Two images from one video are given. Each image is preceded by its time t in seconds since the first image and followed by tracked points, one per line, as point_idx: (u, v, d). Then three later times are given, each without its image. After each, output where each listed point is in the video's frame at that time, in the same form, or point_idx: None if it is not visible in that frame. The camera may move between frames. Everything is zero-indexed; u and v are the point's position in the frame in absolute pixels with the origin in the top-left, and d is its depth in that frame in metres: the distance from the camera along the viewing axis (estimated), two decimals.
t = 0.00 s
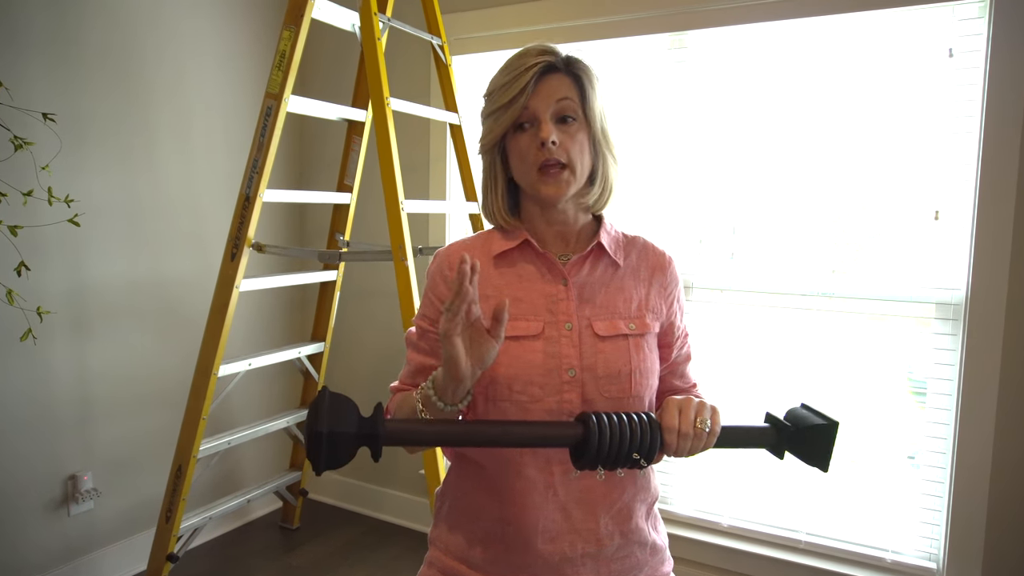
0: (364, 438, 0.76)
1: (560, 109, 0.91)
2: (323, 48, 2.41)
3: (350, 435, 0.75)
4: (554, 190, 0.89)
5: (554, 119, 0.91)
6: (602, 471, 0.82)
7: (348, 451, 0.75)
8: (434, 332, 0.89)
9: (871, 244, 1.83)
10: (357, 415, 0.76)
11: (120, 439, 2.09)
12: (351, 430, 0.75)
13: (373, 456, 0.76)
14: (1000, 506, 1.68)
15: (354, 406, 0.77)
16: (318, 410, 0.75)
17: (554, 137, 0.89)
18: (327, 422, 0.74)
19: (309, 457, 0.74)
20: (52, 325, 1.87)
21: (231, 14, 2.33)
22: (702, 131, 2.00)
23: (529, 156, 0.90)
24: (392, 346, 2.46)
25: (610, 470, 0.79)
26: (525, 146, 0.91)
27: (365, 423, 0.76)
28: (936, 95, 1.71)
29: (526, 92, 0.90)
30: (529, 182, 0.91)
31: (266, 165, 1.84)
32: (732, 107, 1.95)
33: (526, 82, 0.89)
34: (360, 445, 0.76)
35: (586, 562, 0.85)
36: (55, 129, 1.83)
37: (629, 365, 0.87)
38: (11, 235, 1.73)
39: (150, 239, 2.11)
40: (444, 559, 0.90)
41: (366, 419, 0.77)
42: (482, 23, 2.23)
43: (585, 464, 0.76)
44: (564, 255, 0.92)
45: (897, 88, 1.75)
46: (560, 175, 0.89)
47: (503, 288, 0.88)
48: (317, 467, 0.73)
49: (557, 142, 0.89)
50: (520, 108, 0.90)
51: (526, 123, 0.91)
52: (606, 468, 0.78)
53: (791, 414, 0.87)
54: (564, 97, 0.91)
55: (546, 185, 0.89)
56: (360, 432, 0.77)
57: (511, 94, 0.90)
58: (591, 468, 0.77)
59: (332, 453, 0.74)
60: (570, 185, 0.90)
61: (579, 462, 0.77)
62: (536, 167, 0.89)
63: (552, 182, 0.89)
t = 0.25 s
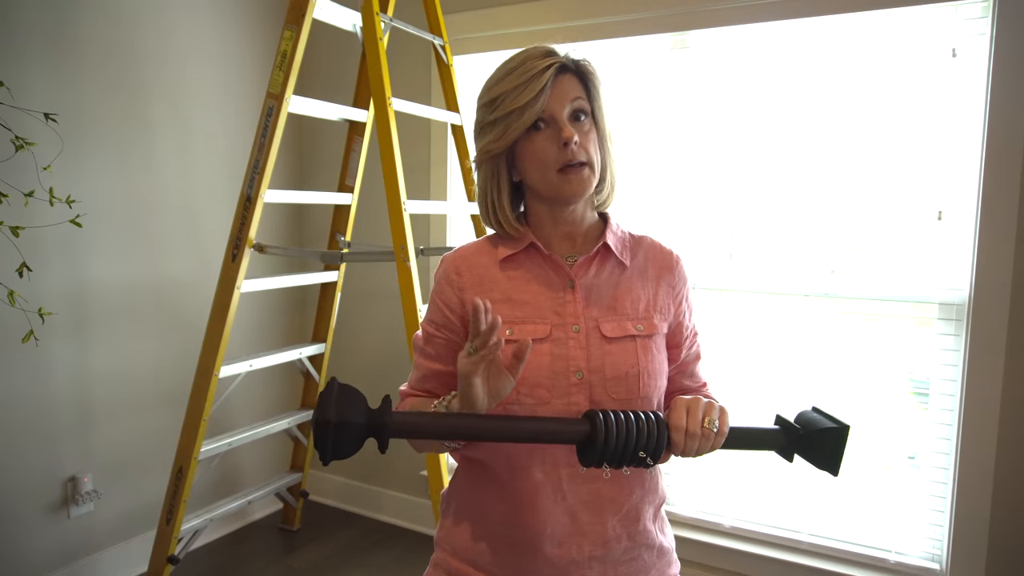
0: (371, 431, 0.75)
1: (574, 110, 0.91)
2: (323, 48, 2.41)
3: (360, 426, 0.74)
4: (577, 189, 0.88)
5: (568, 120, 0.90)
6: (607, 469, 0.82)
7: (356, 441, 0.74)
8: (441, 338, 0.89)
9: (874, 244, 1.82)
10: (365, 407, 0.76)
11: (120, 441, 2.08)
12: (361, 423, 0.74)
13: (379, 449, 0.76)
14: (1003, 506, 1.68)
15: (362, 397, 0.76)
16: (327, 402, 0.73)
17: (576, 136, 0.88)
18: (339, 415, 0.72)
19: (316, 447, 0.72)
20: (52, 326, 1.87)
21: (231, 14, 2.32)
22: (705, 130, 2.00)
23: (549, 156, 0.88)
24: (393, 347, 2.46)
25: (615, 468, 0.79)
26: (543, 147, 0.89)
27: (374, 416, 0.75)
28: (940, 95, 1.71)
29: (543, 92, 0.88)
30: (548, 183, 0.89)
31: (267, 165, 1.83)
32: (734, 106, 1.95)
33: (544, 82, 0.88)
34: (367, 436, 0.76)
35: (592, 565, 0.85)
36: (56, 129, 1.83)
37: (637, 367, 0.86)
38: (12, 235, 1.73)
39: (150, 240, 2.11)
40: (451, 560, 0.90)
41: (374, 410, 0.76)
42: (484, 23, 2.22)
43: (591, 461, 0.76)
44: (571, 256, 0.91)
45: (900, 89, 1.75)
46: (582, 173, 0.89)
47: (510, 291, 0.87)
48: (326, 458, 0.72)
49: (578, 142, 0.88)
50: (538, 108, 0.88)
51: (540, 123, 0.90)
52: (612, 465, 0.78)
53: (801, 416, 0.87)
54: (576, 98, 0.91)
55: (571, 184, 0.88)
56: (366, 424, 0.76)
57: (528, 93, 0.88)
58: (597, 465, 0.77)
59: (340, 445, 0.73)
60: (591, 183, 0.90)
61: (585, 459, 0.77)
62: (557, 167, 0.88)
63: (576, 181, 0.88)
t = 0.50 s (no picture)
0: (376, 424, 0.74)
1: (579, 109, 0.91)
2: (325, 48, 2.40)
3: (362, 420, 0.73)
4: (579, 189, 0.89)
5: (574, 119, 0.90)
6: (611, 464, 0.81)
7: (360, 435, 0.74)
8: (448, 342, 0.89)
9: (876, 244, 1.82)
10: (369, 401, 0.75)
11: (121, 442, 2.08)
12: (363, 416, 0.73)
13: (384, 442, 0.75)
14: (1005, 506, 1.68)
15: (366, 391, 0.75)
16: (331, 395, 0.73)
17: (580, 137, 0.88)
18: (340, 407, 0.72)
19: (320, 442, 0.72)
20: (54, 327, 1.86)
21: (233, 14, 2.32)
22: (706, 130, 2.00)
23: (553, 155, 0.88)
24: (394, 347, 2.45)
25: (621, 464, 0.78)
26: (548, 146, 0.89)
27: (378, 409, 0.74)
28: (943, 95, 1.71)
29: (549, 91, 0.88)
30: (551, 183, 0.89)
31: (269, 165, 1.83)
32: (736, 106, 1.95)
33: (551, 80, 0.88)
34: (372, 431, 0.75)
35: (602, 565, 0.84)
36: (59, 128, 1.83)
37: (645, 366, 0.86)
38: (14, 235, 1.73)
39: (151, 239, 2.10)
40: (459, 560, 0.90)
41: (378, 404, 0.75)
42: (485, 23, 2.22)
43: (595, 456, 0.75)
44: (576, 256, 0.91)
45: (903, 90, 1.75)
46: (585, 174, 0.89)
47: (515, 292, 0.87)
48: (329, 452, 0.72)
49: (582, 142, 0.88)
50: (543, 107, 0.88)
51: (545, 122, 0.90)
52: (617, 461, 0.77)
53: (807, 413, 0.87)
54: (582, 98, 0.91)
55: (573, 184, 0.88)
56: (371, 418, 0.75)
57: (534, 91, 0.87)
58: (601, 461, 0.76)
59: (344, 438, 0.73)
60: (592, 184, 0.90)
61: (590, 454, 0.76)
62: (561, 166, 0.88)
63: (578, 182, 0.89)
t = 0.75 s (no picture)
0: (379, 422, 0.74)
1: (572, 111, 0.90)
2: (325, 48, 2.40)
3: (366, 417, 0.73)
4: (557, 190, 0.89)
5: (564, 121, 0.90)
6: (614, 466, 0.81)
7: (363, 433, 0.73)
8: (449, 342, 0.88)
9: (876, 243, 1.83)
10: (373, 398, 0.74)
11: (121, 443, 2.07)
12: (366, 413, 0.73)
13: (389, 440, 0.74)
14: (1006, 506, 1.68)
15: (370, 390, 0.75)
16: (334, 393, 0.73)
17: (562, 138, 0.88)
18: (343, 405, 0.71)
19: (323, 439, 0.72)
20: (53, 327, 1.86)
21: (232, 14, 2.32)
22: (707, 130, 1.99)
23: (536, 153, 0.89)
24: (394, 348, 2.45)
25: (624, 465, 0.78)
26: (533, 144, 0.90)
27: (381, 407, 0.74)
28: (944, 95, 1.71)
29: (537, 91, 0.89)
30: (534, 181, 0.90)
31: (270, 164, 1.83)
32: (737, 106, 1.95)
33: (537, 80, 0.89)
34: (375, 429, 0.74)
35: (607, 566, 0.84)
36: (60, 127, 1.82)
37: (648, 365, 0.86)
38: (14, 235, 1.72)
39: (150, 240, 2.10)
40: (463, 560, 0.90)
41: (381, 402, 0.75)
42: (485, 23, 2.22)
43: (598, 457, 0.75)
44: (578, 255, 0.91)
45: (904, 89, 1.75)
46: (565, 175, 0.89)
47: (517, 293, 0.86)
48: (332, 449, 0.71)
49: (564, 143, 0.88)
50: (529, 106, 0.90)
51: (536, 122, 0.91)
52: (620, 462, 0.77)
53: (811, 416, 0.86)
54: (576, 99, 0.90)
55: (550, 184, 0.89)
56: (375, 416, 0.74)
57: (521, 91, 0.90)
58: (605, 463, 0.76)
59: (348, 436, 0.72)
60: (575, 186, 0.89)
61: (593, 455, 0.76)
62: (542, 166, 0.89)
63: (556, 182, 0.89)
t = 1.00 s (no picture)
0: (380, 449, 0.74)
1: (568, 111, 0.90)
2: (323, 48, 2.39)
3: (366, 446, 0.72)
4: (550, 189, 0.88)
5: (561, 121, 0.90)
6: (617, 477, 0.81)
7: (364, 461, 0.73)
8: (449, 342, 0.88)
9: (875, 243, 1.82)
10: (371, 426, 0.74)
11: (118, 444, 2.06)
12: (367, 442, 0.73)
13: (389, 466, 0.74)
14: (1004, 506, 1.68)
15: (369, 417, 0.75)
16: (334, 422, 0.72)
17: (556, 137, 0.87)
18: (345, 435, 0.71)
19: (324, 470, 0.71)
20: (50, 328, 1.85)
21: (230, 14, 2.31)
22: (705, 130, 1.99)
23: (531, 153, 0.90)
24: (393, 349, 2.45)
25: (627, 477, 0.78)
26: (531, 145, 0.91)
27: (381, 433, 0.74)
28: (943, 95, 1.71)
29: (533, 92, 0.90)
30: (532, 180, 0.91)
31: (268, 164, 1.82)
32: (735, 106, 1.95)
33: (533, 82, 0.90)
34: (375, 456, 0.74)
35: (606, 569, 0.84)
36: (57, 128, 1.82)
37: (649, 369, 0.86)
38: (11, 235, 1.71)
39: (148, 241, 2.09)
40: (462, 563, 0.89)
41: (380, 428, 0.75)
42: (483, 23, 2.22)
43: (602, 471, 0.75)
44: (580, 257, 0.91)
45: (903, 90, 1.75)
46: (559, 174, 0.88)
47: (518, 294, 0.86)
48: (334, 480, 0.71)
49: (558, 143, 0.88)
50: (526, 107, 0.90)
51: (534, 123, 0.91)
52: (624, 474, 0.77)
53: (812, 418, 0.87)
54: (572, 99, 0.89)
55: (543, 184, 0.89)
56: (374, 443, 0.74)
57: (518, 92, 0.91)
58: (608, 475, 0.76)
59: (350, 466, 0.72)
60: (569, 185, 0.88)
61: (596, 468, 0.76)
62: (537, 166, 0.89)
63: (549, 181, 0.88)
